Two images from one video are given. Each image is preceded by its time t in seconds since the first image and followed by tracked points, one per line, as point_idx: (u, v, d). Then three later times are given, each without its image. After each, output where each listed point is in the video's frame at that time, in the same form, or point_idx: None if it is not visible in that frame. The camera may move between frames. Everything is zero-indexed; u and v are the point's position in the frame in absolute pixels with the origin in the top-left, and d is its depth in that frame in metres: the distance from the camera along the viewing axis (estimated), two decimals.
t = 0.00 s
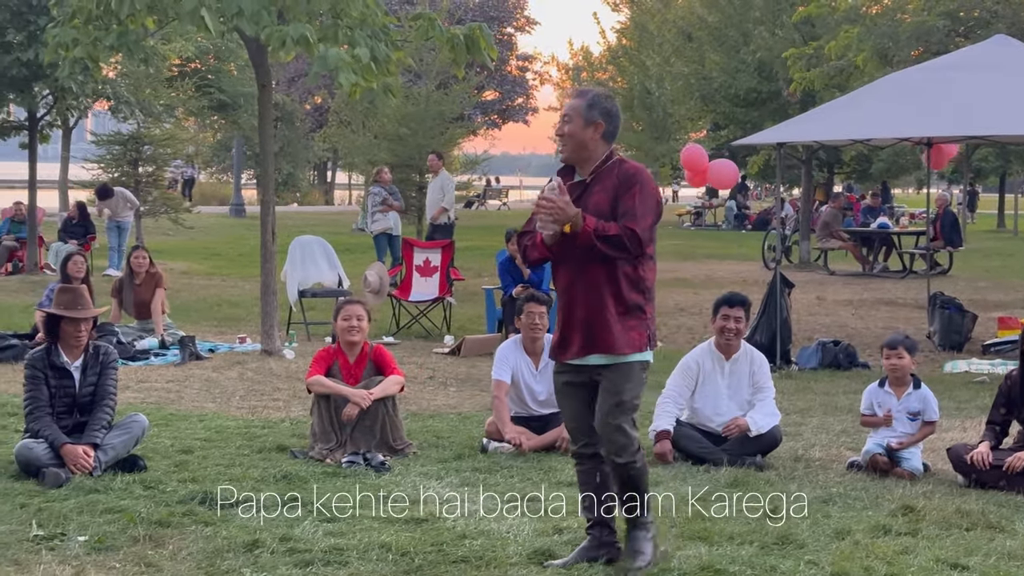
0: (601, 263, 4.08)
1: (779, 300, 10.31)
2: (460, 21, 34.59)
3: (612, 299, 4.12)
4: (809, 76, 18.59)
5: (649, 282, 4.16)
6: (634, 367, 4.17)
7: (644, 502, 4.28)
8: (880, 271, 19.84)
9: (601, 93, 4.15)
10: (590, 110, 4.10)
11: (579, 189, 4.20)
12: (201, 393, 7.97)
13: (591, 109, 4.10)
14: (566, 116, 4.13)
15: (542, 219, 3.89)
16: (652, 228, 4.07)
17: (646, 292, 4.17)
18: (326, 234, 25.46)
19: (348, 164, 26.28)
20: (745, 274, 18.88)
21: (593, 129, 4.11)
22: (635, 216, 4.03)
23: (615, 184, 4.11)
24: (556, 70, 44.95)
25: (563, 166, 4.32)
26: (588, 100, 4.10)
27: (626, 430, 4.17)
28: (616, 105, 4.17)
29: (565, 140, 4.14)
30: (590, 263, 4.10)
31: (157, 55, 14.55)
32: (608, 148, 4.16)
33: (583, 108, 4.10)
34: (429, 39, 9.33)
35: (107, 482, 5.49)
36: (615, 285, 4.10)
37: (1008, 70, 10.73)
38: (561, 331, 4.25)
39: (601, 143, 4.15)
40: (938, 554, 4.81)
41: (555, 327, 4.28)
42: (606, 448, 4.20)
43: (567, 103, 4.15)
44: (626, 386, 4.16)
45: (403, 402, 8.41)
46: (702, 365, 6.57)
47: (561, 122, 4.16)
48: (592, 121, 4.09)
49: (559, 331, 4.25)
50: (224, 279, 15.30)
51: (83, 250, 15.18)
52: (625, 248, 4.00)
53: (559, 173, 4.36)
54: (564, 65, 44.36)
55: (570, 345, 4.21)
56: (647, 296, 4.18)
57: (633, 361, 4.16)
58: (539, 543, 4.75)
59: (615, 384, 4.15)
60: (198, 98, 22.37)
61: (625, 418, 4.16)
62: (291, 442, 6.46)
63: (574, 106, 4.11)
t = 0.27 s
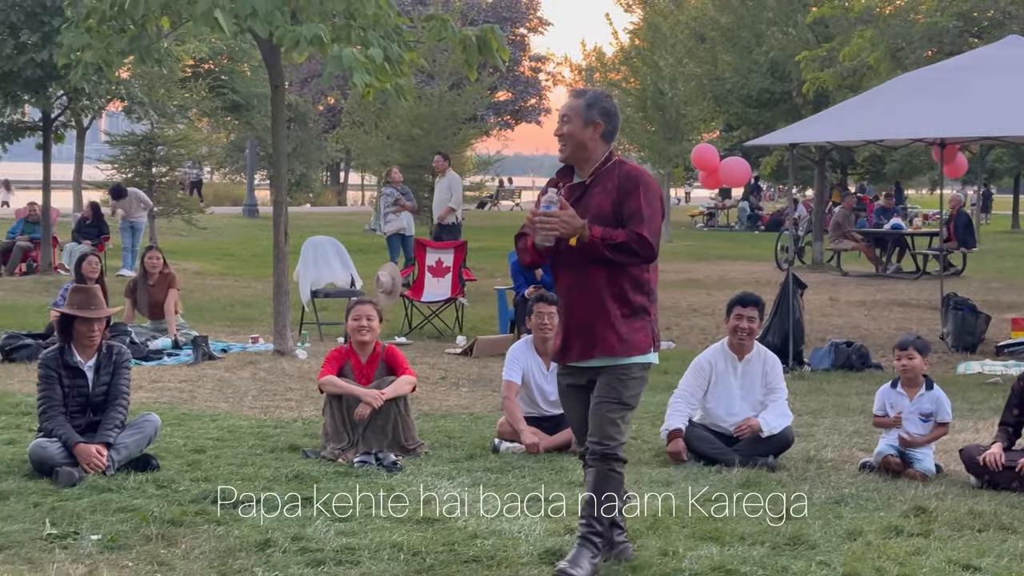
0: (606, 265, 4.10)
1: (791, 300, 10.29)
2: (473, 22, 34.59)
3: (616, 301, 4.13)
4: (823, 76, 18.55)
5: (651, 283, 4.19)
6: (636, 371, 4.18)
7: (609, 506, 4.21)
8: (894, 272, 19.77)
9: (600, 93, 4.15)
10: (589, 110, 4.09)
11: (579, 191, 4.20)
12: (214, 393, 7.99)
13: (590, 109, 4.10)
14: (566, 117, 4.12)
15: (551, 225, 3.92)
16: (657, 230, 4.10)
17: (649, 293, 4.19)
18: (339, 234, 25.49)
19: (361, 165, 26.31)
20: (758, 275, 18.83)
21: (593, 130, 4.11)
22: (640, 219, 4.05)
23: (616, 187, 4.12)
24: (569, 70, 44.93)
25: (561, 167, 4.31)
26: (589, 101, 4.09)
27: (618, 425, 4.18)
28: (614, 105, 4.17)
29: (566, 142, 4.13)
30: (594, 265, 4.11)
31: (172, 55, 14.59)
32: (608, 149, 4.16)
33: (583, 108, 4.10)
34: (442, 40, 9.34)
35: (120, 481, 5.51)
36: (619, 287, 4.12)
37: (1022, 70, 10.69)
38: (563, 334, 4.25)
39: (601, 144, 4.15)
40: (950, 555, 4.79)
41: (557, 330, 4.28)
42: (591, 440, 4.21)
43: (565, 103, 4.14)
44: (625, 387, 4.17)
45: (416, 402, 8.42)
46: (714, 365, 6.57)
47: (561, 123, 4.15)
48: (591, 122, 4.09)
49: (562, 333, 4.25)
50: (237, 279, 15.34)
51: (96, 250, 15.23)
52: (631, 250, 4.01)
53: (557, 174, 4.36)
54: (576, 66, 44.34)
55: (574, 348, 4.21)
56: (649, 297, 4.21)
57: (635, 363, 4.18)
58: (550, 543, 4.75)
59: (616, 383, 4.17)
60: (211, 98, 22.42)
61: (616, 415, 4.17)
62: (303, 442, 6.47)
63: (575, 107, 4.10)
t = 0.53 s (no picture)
0: (604, 268, 4.05)
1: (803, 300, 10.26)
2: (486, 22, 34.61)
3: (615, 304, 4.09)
4: (836, 76, 18.51)
5: (650, 287, 4.15)
6: (629, 375, 4.16)
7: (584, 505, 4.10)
8: (907, 272, 19.70)
9: (600, 94, 4.10)
10: (588, 112, 4.04)
11: (579, 193, 4.15)
12: (226, 392, 8.02)
13: (589, 110, 4.05)
14: (566, 118, 4.06)
15: (550, 227, 3.88)
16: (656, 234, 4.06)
17: (647, 297, 4.15)
18: (351, 234, 25.53)
19: (374, 165, 26.35)
20: (770, 275, 18.80)
21: (593, 132, 4.06)
22: (640, 223, 4.00)
23: (616, 190, 4.08)
24: (581, 71, 44.92)
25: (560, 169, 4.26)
26: (589, 102, 4.04)
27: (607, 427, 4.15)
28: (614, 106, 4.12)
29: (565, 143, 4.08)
30: (592, 268, 4.07)
31: (186, 55, 14.63)
32: (608, 150, 4.11)
33: (584, 110, 4.05)
34: (454, 40, 9.35)
35: (133, 479, 5.53)
36: (616, 291, 4.08)
37: None
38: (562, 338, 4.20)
39: (601, 145, 4.10)
40: (963, 555, 4.77)
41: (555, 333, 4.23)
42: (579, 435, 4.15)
43: (565, 104, 4.09)
44: (616, 393, 4.15)
45: (428, 402, 8.42)
46: (726, 365, 6.56)
47: (561, 124, 4.10)
48: (590, 123, 4.04)
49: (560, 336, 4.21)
50: (250, 279, 15.37)
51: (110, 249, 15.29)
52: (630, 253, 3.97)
53: (557, 175, 4.31)
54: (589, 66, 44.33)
55: (572, 352, 4.16)
56: (647, 301, 4.17)
57: (632, 367, 4.14)
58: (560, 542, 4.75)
59: (609, 386, 4.14)
60: (224, 98, 22.48)
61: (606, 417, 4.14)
62: (315, 441, 6.48)
63: (575, 108, 4.05)
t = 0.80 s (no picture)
0: (596, 273, 4.02)
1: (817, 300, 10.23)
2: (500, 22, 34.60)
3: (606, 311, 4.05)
4: (851, 75, 18.44)
5: (644, 294, 4.10)
6: (620, 386, 4.12)
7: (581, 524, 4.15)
8: (923, 272, 19.62)
9: (601, 96, 4.07)
10: (588, 114, 4.02)
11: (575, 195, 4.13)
12: (240, 392, 8.04)
13: (589, 113, 4.02)
14: (566, 120, 4.05)
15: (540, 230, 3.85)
16: (651, 241, 4.02)
17: (641, 305, 4.11)
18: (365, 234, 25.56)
19: (389, 165, 26.37)
20: (785, 275, 18.75)
21: (591, 135, 4.03)
22: (633, 229, 3.97)
23: (612, 194, 4.04)
24: (596, 71, 44.86)
25: (560, 170, 4.24)
26: (588, 104, 4.02)
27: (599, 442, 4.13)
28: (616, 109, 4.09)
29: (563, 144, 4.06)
30: (584, 273, 4.04)
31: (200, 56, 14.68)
32: (607, 154, 4.08)
33: (584, 112, 4.02)
34: (467, 40, 9.35)
35: (146, 478, 5.55)
36: (607, 298, 4.04)
37: None
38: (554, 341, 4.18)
39: (600, 148, 4.06)
40: (976, 556, 4.75)
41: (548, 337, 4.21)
42: (575, 450, 4.15)
43: (566, 105, 4.08)
44: (608, 405, 4.12)
45: (441, 401, 8.43)
46: (739, 365, 6.54)
47: (561, 126, 4.08)
48: (590, 126, 4.02)
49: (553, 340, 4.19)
50: (264, 279, 15.40)
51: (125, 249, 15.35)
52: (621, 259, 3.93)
53: (557, 175, 4.28)
54: (603, 66, 44.29)
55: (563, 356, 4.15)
56: (641, 308, 4.12)
57: (622, 375, 4.10)
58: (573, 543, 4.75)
59: (599, 399, 4.12)
60: (239, 98, 22.54)
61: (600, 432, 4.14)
62: (329, 441, 6.50)
63: (574, 111, 4.03)
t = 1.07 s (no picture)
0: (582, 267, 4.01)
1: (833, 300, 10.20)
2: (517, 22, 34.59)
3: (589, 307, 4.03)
4: (868, 74, 18.36)
5: (629, 293, 4.08)
6: (609, 386, 4.08)
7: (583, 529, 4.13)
8: (940, 271, 19.53)
9: (596, 91, 4.07)
10: (584, 106, 4.02)
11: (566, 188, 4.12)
12: (256, 391, 8.06)
13: (584, 105, 4.03)
14: (559, 112, 4.05)
15: (523, 219, 3.84)
16: (636, 237, 3.99)
17: (626, 304, 4.08)
18: (381, 234, 25.60)
19: (405, 165, 26.41)
20: (801, 274, 18.69)
21: (584, 128, 4.03)
22: (619, 225, 3.95)
23: (602, 189, 4.03)
24: (613, 71, 44.80)
25: (553, 163, 4.23)
26: (582, 97, 4.02)
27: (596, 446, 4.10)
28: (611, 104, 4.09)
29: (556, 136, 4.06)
30: (569, 267, 4.03)
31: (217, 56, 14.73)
32: (599, 149, 4.07)
33: (577, 105, 4.03)
34: (483, 40, 9.36)
35: (162, 477, 5.58)
36: (591, 293, 4.02)
37: None
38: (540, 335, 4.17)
39: (593, 142, 4.07)
40: (992, 555, 4.73)
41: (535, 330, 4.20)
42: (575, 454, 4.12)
43: (561, 97, 4.08)
44: (599, 407, 4.08)
45: (456, 401, 8.44)
46: (753, 364, 6.52)
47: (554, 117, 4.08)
48: (584, 118, 4.02)
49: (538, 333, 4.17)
50: (280, 279, 15.44)
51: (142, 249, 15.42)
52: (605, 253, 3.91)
53: (549, 169, 4.27)
54: (620, 66, 44.23)
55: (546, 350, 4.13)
56: (626, 307, 4.10)
57: (604, 374, 4.07)
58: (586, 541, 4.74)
59: (591, 400, 4.07)
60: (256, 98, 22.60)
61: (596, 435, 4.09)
62: (344, 440, 6.51)
63: (568, 103, 4.03)
